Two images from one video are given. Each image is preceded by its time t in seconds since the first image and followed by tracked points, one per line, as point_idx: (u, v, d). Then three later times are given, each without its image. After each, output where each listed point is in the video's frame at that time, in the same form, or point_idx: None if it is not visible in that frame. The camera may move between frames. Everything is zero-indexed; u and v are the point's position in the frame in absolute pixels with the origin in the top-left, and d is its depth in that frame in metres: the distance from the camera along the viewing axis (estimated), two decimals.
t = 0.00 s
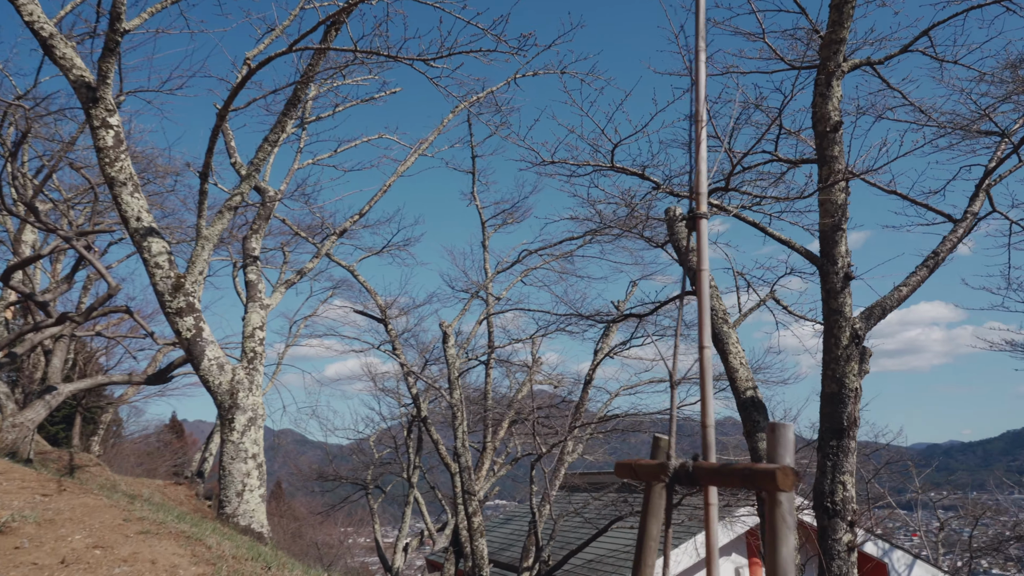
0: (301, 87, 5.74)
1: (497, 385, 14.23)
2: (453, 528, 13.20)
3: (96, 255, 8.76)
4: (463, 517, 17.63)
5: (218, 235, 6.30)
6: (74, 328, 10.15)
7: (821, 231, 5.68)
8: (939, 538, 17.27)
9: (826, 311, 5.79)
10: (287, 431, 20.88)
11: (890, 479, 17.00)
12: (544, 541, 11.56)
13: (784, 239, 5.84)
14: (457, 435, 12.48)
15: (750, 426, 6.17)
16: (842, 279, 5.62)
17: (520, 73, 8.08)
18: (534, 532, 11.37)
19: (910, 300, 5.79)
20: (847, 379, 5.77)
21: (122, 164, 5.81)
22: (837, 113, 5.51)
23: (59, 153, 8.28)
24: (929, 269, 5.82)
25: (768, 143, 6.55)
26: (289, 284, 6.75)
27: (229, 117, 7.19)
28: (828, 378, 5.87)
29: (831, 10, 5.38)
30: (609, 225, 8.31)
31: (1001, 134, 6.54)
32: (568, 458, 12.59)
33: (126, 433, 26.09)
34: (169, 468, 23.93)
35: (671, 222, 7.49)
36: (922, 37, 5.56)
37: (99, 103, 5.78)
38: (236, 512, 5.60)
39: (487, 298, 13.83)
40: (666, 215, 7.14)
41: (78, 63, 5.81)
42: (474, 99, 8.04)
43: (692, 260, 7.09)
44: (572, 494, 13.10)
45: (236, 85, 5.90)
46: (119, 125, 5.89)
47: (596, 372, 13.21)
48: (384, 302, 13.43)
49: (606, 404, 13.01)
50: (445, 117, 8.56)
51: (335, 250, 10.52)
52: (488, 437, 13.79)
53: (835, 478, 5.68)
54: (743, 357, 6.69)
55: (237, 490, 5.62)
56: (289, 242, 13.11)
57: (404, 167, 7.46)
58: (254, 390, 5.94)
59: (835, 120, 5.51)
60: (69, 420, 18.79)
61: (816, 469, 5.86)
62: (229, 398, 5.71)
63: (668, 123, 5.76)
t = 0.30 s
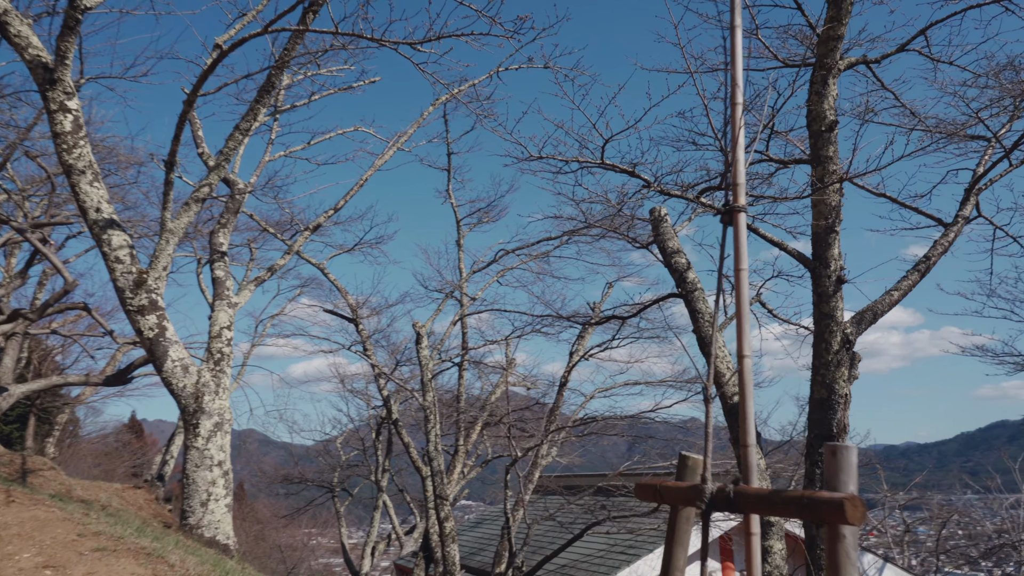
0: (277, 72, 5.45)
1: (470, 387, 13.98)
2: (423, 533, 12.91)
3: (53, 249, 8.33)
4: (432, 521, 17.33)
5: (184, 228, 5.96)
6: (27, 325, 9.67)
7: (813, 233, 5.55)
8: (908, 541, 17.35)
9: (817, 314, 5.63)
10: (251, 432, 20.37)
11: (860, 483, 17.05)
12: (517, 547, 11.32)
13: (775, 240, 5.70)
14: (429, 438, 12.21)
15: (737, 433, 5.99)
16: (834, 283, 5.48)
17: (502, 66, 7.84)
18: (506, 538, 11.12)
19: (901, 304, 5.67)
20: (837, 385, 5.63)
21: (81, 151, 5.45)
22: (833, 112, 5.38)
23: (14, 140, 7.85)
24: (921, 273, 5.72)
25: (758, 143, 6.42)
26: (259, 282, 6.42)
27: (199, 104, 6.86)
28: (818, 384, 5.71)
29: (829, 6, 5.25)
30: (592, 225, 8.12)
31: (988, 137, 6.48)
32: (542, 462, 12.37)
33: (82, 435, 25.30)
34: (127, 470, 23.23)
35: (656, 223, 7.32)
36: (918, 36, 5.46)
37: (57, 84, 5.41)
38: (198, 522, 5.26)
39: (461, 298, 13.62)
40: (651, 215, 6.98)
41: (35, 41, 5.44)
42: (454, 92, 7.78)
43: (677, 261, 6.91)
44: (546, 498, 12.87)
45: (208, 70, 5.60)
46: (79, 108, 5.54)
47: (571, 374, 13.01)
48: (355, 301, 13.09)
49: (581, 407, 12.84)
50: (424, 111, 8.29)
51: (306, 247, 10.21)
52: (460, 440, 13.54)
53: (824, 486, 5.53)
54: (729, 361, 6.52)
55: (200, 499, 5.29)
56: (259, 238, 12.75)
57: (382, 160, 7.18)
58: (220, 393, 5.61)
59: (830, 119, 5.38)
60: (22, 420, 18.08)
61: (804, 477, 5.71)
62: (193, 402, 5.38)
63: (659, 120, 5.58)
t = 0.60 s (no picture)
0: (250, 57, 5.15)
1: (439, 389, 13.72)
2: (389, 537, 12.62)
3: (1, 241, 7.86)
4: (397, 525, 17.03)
5: (146, 220, 5.61)
6: None
7: (804, 236, 5.43)
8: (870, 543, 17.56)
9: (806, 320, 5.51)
10: (209, 433, 19.77)
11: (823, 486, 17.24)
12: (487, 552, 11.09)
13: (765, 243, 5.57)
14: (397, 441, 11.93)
15: (722, 440, 5.84)
16: (824, 287, 5.37)
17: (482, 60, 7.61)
18: (477, 543, 10.88)
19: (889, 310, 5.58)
20: (825, 392, 5.51)
21: (34, 137, 5.06)
22: (825, 113, 5.27)
23: None
24: (908, 279, 5.64)
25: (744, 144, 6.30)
26: (224, 279, 6.09)
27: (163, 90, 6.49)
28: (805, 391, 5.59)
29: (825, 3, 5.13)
30: (570, 225, 7.94)
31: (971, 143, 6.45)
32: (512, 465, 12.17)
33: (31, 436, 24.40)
34: (78, 472, 22.44)
35: (637, 224, 7.14)
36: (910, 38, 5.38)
37: (8, 63, 5.02)
38: (157, 536, 4.92)
39: (431, 298, 13.39)
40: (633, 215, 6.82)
41: None
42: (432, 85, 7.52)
43: (660, 263, 6.73)
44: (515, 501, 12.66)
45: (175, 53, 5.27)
46: (32, 90, 5.15)
47: (542, 376, 12.84)
48: (321, 300, 12.73)
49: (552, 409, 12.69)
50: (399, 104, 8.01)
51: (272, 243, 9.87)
52: (428, 442, 13.27)
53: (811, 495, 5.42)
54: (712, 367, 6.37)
55: (160, 511, 4.95)
56: (222, 234, 12.34)
57: (356, 153, 6.88)
58: (182, 397, 5.27)
59: (823, 120, 5.27)
60: None
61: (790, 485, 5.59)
62: (154, 406, 5.04)
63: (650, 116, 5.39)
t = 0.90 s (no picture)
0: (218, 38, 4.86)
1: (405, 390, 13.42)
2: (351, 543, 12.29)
3: None
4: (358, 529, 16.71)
5: (104, 211, 5.24)
6: None
7: (792, 240, 5.33)
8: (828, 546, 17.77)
9: (792, 325, 5.41)
10: (162, 434, 19.13)
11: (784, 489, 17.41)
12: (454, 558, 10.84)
13: (752, 246, 5.43)
14: (361, 444, 11.61)
15: (705, 446, 5.69)
16: (812, 292, 5.27)
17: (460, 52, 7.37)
18: (443, 549, 10.62)
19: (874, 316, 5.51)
20: (809, 399, 5.42)
21: None
22: (816, 114, 5.17)
23: None
24: (893, 284, 5.58)
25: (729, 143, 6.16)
26: (187, 274, 5.75)
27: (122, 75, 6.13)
28: (790, 397, 5.50)
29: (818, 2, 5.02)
30: (547, 225, 7.74)
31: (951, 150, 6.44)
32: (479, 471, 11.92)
33: None
34: (20, 475, 21.54)
35: (616, 225, 6.97)
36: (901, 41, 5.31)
37: None
38: (110, 551, 4.58)
39: (397, 298, 13.11)
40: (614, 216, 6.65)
41: None
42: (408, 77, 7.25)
43: (641, 265, 6.58)
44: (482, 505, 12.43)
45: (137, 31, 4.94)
46: None
47: (511, 379, 12.65)
48: (284, 297, 12.33)
49: (519, 412, 12.50)
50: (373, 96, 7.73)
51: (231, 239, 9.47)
52: (392, 445, 12.98)
53: (795, 504, 5.32)
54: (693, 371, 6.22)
55: (115, 522, 4.61)
56: (180, 228, 11.86)
57: (329, 146, 6.59)
58: (142, 399, 4.93)
59: (813, 122, 5.17)
60: None
61: (774, 493, 5.49)
62: (110, 411, 4.70)
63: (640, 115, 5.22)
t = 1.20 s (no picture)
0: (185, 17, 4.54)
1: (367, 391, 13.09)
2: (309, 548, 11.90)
3: None
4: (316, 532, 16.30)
5: (57, 201, 4.88)
6: None
7: (779, 244, 5.24)
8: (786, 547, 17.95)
9: (777, 330, 5.33)
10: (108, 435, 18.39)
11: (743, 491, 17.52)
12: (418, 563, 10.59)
13: (739, 249, 5.32)
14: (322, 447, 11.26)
15: (687, 453, 5.57)
16: (797, 298, 5.20)
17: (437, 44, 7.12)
18: (407, 555, 10.36)
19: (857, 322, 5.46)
20: (793, 406, 5.34)
21: None
22: (805, 117, 5.08)
23: None
24: (876, 290, 5.54)
25: (713, 144, 6.05)
26: (146, 269, 5.40)
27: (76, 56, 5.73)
28: (773, 403, 5.41)
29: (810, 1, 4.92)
30: (522, 224, 7.55)
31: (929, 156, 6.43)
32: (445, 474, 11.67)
33: None
34: None
35: (595, 225, 6.81)
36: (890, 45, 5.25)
37: None
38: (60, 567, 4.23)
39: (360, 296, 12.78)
40: (593, 216, 6.49)
41: None
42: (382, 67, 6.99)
43: (621, 267, 6.44)
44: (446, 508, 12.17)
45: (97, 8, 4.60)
46: None
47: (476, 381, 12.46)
48: (242, 294, 11.89)
49: (484, 414, 12.30)
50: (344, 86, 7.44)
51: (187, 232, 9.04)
52: (353, 448, 12.65)
53: (778, 513, 5.24)
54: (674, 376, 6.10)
55: (65, 536, 4.26)
56: (132, 221, 11.34)
57: (299, 136, 6.28)
58: (98, 402, 4.60)
59: (802, 124, 5.08)
60: None
61: (756, 501, 5.40)
62: (62, 415, 4.37)
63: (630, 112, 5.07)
